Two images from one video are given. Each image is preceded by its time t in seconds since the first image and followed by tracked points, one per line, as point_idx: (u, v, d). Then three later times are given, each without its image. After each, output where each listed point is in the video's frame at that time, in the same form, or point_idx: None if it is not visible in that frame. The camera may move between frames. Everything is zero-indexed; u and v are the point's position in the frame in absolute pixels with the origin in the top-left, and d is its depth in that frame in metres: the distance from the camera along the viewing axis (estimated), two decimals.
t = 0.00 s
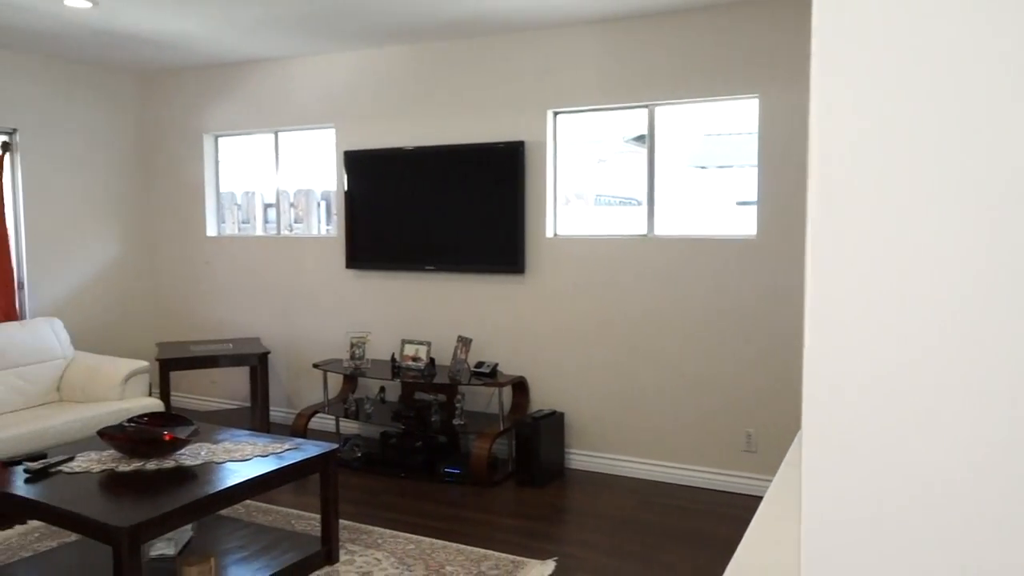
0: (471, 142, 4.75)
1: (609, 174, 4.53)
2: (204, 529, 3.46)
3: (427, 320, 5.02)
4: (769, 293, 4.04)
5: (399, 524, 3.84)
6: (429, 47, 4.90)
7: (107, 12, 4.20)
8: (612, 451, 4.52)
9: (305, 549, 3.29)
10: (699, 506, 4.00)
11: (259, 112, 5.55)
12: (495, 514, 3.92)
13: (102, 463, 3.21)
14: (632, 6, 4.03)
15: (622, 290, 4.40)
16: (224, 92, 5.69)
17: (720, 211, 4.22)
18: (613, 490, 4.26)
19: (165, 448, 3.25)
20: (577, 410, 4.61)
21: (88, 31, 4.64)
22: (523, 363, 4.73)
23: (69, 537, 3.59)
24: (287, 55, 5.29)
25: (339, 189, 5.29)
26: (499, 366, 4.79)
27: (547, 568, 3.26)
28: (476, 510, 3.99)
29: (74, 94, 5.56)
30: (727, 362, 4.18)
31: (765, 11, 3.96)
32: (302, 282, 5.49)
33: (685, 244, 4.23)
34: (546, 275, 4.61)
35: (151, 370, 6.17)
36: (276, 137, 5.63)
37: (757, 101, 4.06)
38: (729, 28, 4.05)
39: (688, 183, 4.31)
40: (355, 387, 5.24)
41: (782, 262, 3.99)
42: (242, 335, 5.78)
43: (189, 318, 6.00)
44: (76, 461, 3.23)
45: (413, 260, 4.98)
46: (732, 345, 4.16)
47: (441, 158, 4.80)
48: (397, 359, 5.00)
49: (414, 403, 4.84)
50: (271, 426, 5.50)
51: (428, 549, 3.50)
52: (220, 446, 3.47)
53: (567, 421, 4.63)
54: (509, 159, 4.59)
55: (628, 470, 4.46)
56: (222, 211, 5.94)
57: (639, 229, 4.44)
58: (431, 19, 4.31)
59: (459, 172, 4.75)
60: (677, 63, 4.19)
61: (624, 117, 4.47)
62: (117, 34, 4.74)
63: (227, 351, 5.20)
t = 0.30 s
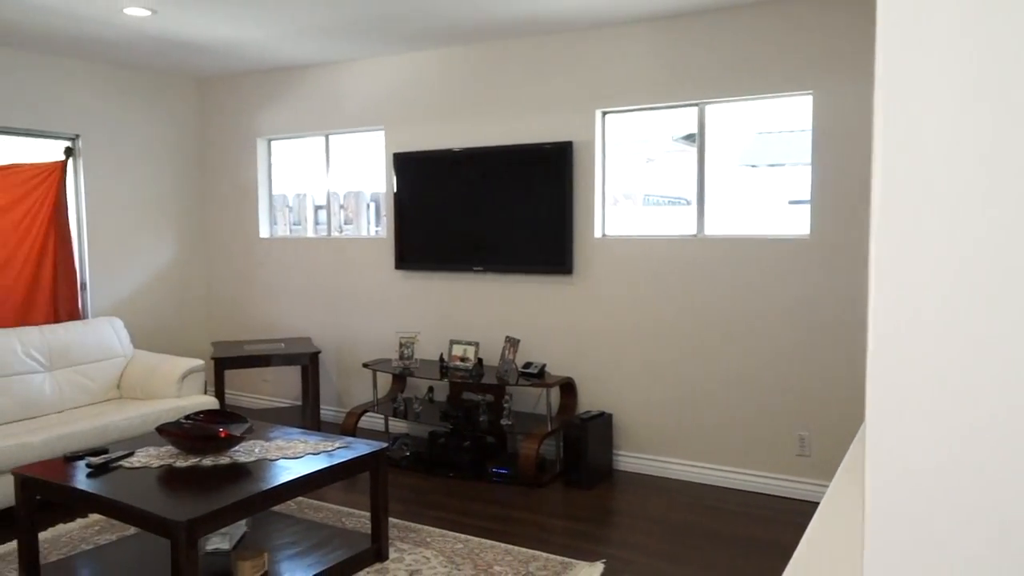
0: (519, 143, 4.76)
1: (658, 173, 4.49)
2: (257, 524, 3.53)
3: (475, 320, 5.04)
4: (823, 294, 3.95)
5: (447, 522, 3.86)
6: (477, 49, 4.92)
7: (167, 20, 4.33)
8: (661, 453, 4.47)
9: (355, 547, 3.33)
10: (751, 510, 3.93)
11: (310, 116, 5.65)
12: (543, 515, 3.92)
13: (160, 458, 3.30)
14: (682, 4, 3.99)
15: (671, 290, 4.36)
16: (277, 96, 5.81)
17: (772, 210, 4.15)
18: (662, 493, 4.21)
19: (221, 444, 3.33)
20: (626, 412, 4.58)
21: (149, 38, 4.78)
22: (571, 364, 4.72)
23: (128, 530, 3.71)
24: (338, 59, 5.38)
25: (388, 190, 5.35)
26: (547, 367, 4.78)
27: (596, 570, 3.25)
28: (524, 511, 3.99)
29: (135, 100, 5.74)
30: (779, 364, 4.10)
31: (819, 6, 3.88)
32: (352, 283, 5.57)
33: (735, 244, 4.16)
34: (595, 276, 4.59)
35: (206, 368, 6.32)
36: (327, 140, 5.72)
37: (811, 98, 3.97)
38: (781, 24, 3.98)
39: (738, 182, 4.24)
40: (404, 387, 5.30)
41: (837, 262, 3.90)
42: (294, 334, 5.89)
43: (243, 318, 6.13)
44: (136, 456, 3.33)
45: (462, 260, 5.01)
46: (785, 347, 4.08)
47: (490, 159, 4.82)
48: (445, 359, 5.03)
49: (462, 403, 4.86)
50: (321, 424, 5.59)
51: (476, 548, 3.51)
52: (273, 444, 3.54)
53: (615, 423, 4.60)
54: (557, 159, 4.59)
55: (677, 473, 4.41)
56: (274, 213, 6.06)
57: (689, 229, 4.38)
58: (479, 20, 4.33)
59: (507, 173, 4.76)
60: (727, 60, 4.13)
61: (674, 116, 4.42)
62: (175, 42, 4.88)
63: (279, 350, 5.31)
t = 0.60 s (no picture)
0: (559, 144, 4.75)
1: (700, 173, 4.44)
2: (301, 522, 3.59)
3: (515, 321, 5.05)
4: (870, 294, 3.87)
5: (488, 522, 3.87)
6: (517, 50, 4.93)
7: (212, 26, 4.42)
8: (704, 455, 4.43)
9: (397, 545, 3.36)
10: (795, 515, 3.86)
11: (353, 118, 5.72)
12: (583, 516, 3.90)
13: (208, 456, 3.37)
14: (724, 1, 3.95)
15: (714, 291, 4.31)
16: (320, 100, 5.89)
17: (817, 209, 4.07)
18: (704, 495, 4.17)
19: (266, 442, 3.39)
20: (667, 414, 4.54)
21: (195, 44, 4.89)
22: (612, 365, 4.70)
23: (176, 526, 3.79)
24: (379, 62, 5.43)
25: (429, 191, 5.39)
26: (588, 368, 4.77)
27: (638, 572, 3.23)
28: (565, 512, 3.98)
29: (183, 105, 5.87)
30: (825, 365, 4.02)
31: (865, 1, 3.80)
32: (393, 284, 5.62)
33: (779, 245, 4.10)
34: (636, 277, 4.56)
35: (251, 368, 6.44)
36: (369, 142, 5.79)
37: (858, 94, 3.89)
38: (826, 20, 3.91)
39: (781, 181, 4.18)
40: (445, 387, 5.33)
41: (886, 263, 3.81)
42: (336, 335, 5.96)
43: (287, 318, 6.23)
44: (184, 453, 3.41)
45: (503, 260, 5.02)
46: (830, 349, 4.00)
47: (530, 159, 4.82)
48: (486, 359, 5.05)
49: (502, 404, 4.87)
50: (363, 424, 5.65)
51: (517, 549, 3.52)
52: (316, 442, 3.59)
53: (657, 425, 4.57)
54: (598, 159, 4.57)
55: (719, 475, 4.36)
56: (317, 215, 6.14)
57: (732, 229, 4.33)
58: (519, 21, 4.33)
59: (547, 174, 4.76)
60: (771, 56, 4.07)
61: (716, 114, 4.37)
62: (222, 47, 4.98)
63: (322, 350, 5.38)
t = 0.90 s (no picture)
0: (596, 144, 4.74)
1: (739, 173, 4.40)
2: (340, 520, 3.63)
3: (552, 322, 5.05)
4: (915, 296, 3.79)
5: (526, 523, 3.87)
6: (554, 51, 4.93)
7: (253, 31, 4.49)
8: (743, 458, 4.38)
9: (435, 544, 3.39)
10: (837, 519, 3.80)
11: (391, 120, 5.77)
12: (622, 518, 3.88)
13: (250, 453, 3.43)
14: None
15: (753, 292, 4.26)
16: (358, 102, 5.96)
17: (860, 208, 4.00)
18: (744, 499, 4.12)
19: (305, 441, 3.44)
20: (706, 416, 4.50)
21: (238, 49, 4.98)
22: (650, 366, 4.67)
23: (218, 522, 3.86)
24: (417, 65, 5.48)
25: (466, 193, 5.41)
26: (625, 369, 4.74)
27: None
28: (602, 513, 3.97)
29: (225, 109, 5.98)
30: (869, 368, 3.94)
31: None
32: (430, 285, 5.66)
33: (820, 244, 4.03)
34: (673, 278, 4.53)
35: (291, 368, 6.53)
36: (406, 144, 5.84)
37: (903, 91, 3.81)
38: (868, 16, 3.85)
39: (822, 180, 4.11)
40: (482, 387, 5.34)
41: (931, 263, 3.73)
42: (374, 335, 6.02)
43: (326, 318, 6.31)
44: (226, 450, 3.47)
45: (539, 261, 5.02)
46: (874, 351, 3.92)
47: (566, 160, 4.82)
48: (523, 359, 5.05)
49: (539, 405, 4.87)
50: (401, 423, 5.69)
51: (554, 550, 3.51)
52: (355, 441, 3.63)
53: (695, 427, 4.53)
54: (636, 159, 4.55)
55: (759, 478, 4.31)
56: (355, 216, 6.21)
57: (772, 229, 4.27)
58: (556, 21, 4.33)
59: (583, 174, 4.75)
60: (813, 53, 4.01)
61: (756, 113, 4.32)
62: (264, 52, 5.07)
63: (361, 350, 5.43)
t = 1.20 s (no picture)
0: (629, 144, 4.72)
1: (774, 171, 4.34)
2: (374, 519, 3.66)
3: (584, 323, 5.04)
4: (953, 297, 3.72)
5: (558, 524, 3.87)
6: (587, 50, 4.92)
7: (290, 34, 4.56)
8: (779, 461, 4.32)
9: (468, 544, 3.40)
10: (875, 524, 3.73)
11: (424, 121, 5.81)
12: (656, 520, 3.86)
13: (286, 452, 3.48)
14: None
15: (789, 292, 4.21)
16: (392, 104, 6.01)
17: (899, 207, 3.92)
18: (780, 502, 4.06)
19: (339, 440, 3.48)
20: (741, 418, 4.45)
21: (273, 52, 5.05)
22: (685, 367, 4.64)
23: (254, 519, 3.92)
24: (450, 65, 5.51)
25: (498, 193, 5.43)
26: (658, 370, 4.72)
27: None
28: (636, 515, 3.94)
29: (262, 112, 6.08)
30: (909, 370, 3.87)
31: None
32: (463, 285, 5.68)
33: (859, 244, 3.96)
34: (708, 279, 4.49)
35: (326, 367, 6.60)
36: (439, 145, 5.87)
37: (944, 86, 3.73)
38: (907, 12, 3.78)
39: (861, 179, 4.04)
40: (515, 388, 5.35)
41: (971, 265, 3.66)
42: (408, 335, 6.06)
43: (360, 318, 6.37)
44: (263, 449, 3.52)
45: (572, 261, 5.01)
46: (915, 353, 3.85)
47: (600, 160, 4.80)
48: (556, 360, 5.05)
49: (572, 406, 4.86)
50: (434, 423, 5.72)
51: (588, 551, 3.50)
52: (389, 440, 3.66)
53: (730, 429, 4.49)
54: (669, 158, 4.52)
55: (796, 482, 4.25)
56: (389, 217, 6.25)
57: (808, 229, 4.21)
58: (588, 21, 4.32)
59: (615, 174, 4.74)
60: (851, 50, 3.95)
61: (792, 111, 4.26)
62: (299, 55, 5.13)
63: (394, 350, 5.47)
